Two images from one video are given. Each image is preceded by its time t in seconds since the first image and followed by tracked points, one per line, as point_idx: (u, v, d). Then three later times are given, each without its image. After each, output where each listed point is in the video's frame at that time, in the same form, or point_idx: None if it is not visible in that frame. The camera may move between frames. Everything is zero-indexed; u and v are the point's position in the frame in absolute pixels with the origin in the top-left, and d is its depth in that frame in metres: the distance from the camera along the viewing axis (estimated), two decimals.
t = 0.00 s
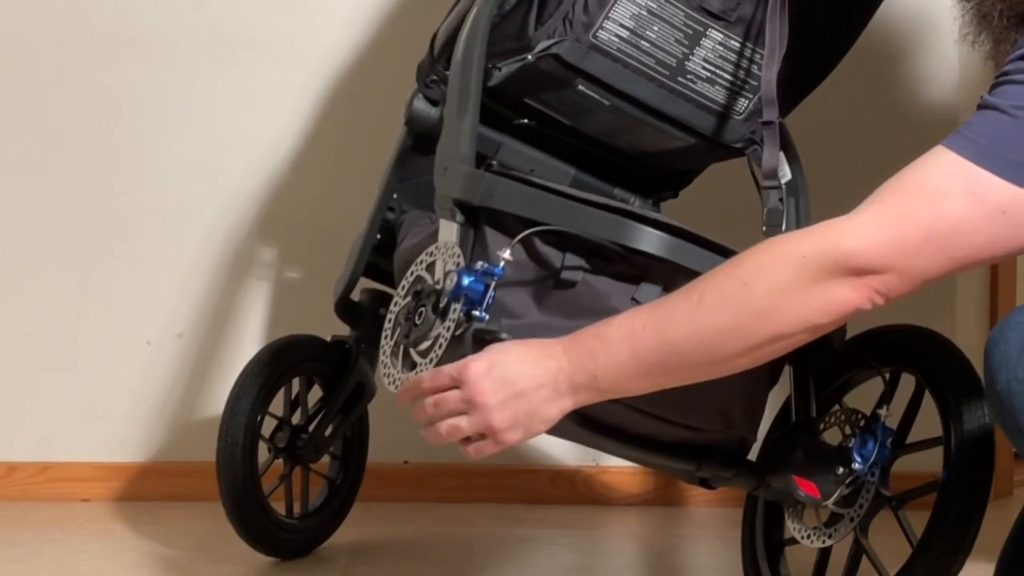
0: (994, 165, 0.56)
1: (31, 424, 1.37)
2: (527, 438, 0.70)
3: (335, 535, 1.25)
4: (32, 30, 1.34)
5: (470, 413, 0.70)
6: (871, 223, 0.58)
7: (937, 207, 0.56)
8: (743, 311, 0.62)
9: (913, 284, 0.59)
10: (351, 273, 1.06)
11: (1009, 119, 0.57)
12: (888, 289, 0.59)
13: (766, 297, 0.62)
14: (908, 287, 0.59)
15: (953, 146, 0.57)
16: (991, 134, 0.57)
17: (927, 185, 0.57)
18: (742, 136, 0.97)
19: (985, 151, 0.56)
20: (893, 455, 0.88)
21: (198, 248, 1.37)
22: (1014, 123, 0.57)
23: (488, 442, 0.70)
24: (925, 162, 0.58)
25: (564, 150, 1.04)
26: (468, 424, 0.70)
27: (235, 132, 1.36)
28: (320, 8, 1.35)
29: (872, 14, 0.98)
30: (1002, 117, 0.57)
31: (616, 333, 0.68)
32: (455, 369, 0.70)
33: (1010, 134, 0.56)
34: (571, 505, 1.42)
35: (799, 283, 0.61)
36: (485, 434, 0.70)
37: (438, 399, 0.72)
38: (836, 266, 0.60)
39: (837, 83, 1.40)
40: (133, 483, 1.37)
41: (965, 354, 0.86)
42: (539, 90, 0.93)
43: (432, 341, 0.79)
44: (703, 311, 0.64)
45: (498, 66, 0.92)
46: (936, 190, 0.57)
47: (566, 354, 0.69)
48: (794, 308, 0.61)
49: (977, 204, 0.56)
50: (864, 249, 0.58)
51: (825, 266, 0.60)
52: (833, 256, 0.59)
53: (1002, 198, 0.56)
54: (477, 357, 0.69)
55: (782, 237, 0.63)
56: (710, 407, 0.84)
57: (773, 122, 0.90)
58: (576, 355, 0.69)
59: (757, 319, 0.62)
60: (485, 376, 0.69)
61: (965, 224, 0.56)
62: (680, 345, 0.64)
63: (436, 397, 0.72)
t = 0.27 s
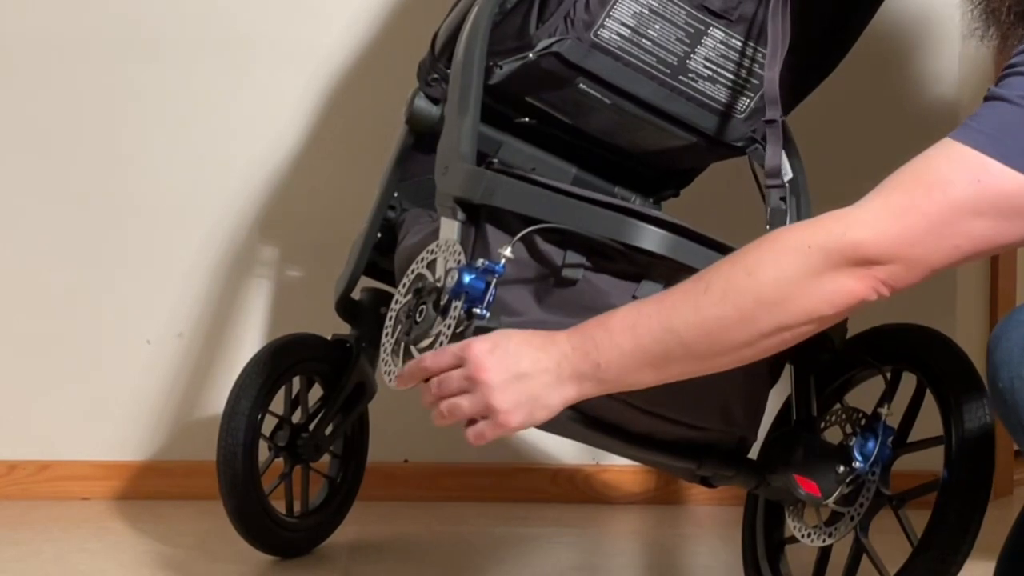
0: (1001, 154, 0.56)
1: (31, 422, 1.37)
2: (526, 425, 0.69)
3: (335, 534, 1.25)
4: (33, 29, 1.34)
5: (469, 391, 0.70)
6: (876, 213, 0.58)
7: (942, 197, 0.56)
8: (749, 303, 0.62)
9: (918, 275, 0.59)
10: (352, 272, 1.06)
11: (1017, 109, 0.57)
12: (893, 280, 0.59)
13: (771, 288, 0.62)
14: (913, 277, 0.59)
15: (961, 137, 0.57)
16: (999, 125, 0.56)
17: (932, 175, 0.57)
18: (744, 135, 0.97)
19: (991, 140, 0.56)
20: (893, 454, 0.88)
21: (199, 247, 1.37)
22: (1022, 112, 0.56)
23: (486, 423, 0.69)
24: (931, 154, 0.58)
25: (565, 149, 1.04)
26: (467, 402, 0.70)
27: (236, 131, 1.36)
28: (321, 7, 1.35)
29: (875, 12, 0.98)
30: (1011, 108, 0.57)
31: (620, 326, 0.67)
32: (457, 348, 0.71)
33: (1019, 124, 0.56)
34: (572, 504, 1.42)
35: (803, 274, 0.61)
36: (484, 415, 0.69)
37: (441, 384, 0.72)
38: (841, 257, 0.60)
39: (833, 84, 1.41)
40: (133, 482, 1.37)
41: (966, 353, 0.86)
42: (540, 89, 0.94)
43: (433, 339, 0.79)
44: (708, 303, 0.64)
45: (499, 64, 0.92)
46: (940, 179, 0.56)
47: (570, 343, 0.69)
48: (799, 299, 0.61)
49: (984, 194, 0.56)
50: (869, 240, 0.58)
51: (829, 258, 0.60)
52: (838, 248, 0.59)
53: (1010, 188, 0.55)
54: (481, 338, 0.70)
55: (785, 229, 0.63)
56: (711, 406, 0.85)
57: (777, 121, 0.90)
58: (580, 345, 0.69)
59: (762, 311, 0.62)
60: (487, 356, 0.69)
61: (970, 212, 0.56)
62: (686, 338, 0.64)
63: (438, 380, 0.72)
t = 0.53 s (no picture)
0: (1006, 154, 0.55)
1: (31, 422, 1.37)
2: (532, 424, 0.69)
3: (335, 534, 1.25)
4: (33, 29, 1.34)
5: (476, 408, 0.67)
6: (887, 214, 0.57)
7: (952, 198, 0.55)
8: (760, 306, 0.60)
9: (926, 273, 0.58)
10: (352, 272, 1.06)
11: None
12: (902, 279, 0.58)
13: (782, 290, 0.59)
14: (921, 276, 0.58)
15: (966, 135, 0.57)
16: (1006, 123, 0.56)
17: (943, 174, 0.56)
18: (745, 135, 0.97)
19: (996, 138, 0.56)
20: (893, 454, 0.88)
21: (198, 247, 1.37)
22: None
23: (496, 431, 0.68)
24: (936, 152, 0.57)
25: (565, 148, 1.04)
26: (476, 416, 0.68)
27: (235, 130, 1.36)
28: (321, 7, 1.35)
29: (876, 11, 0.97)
30: (1019, 107, 0.57)
31: (629, 327, 0.64)
32: (461, 369, 0.66)
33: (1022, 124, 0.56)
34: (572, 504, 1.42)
35: (814, 275, 0.59)
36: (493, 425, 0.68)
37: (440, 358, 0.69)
38: (852, 258, 0.58)
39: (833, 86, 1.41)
40: (133, 481, 1.37)
41: (966, 353, 0.86)
42: (540, 89, 0.94)
43: (432, 339, 0.79)
44: (718, 305, 0.61)
45: (499, 63, 0.92)
46: (949, 179, 0.56)
47: (577, 349, 0.65)
48: (809, 301, 0.59)
49: (992, 193, 0.55)
50: (881, 241, 0.57)
51: (840, 258, 0.58)
52: (850, 249, 0.58)
53: (1017, 188, 0.55)
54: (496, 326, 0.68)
55: (794, 227, 0.61)
56: (711, 406, 0.85)
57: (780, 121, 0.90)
58: (589, 350, 0.65)
59: (774, 313, 0.60)
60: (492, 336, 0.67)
61: (979, 215, 0.55)
62: (696, 341, 0.62)
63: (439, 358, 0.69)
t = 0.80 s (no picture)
0: (1010, 148, 0.54)
1: (31, 421, 1.37)
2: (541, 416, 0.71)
3: (335, 534, 1.25)
4: (32, 28, 1.33)
5: (483, 410, 0.70)
6: (889, 206, 0.56)
7: (954, 192, 0.54)
8: (760, 297, 0.60)
9: (929, 268, 0.56)
10: (351, 272, 1.05)
11: None
12: (904, 274, 0.57)
13: (782, 281, 0.59)
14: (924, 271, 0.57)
15: (967, 128, 0.55)
16: (1013, 119, 0.54)
17: (944, 168, 0.55)
18: (744, 133, 0.97)
19: (999, 132, 0.54)
20: (893, 453, 0.88)
21: (198, 246, 1.37)
22: None
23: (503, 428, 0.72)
24: (939, 146, 0.56)
25: (564, 147, 1.04)
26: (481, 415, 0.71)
27: (235, 129, 1.36)
28: (321, 6, 1.35)
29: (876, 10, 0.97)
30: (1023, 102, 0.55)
31: (630, 319, 0.64)
32: (457, 371, 0.70)
33: None
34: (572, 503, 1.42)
35: (815, 267, 0.58)
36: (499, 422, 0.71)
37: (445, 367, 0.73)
38: (854, 251, 0.57)
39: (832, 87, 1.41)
40: (133, 481, 1.37)
41: (966, 353, 0.85)
42: (539, 88, 0.93)
43: (433, 338, 0.79)
44: (719, 295, 0.61)
45: (498, 63, 0.92)
46: (951, 172, 0.54)
47: (578, 341, 0.67)
48: (809, 293, 0.59)
49: (994, 188, 0.54)
50: (882, 234, 0.56)
51: (841, 250, 0.57)
52: (851, 241, 0.57)
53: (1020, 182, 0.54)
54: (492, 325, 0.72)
55: (800, 220, 0.60)
56: (711, 405, 0.85)
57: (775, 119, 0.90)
58: (590, 342, 0.66)
59: (773, 304, 0.59)
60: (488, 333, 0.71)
61: (980, 210, 0.54)
62: (696, 331, 0.62)
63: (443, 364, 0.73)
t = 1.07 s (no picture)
0: (1015, 148, 0.54)
1: (31, 422, 1.37)
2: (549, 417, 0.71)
3: (335, 534, 1.25)
4: (33, 28, 1.33)
5: (491, 413, 0.69)
6: (892, 206, 0.56)
7: (957, 190, 0.54)
8: (763, 296, 0.59)
9: (933, 268, 0.57)
10: (350, 272, 1.05)
11: None
12: (908, 274, 0.57)
13: (786, 280, 0.59)
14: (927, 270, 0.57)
15: (971, 127, 0.55)
16: (1013, 115, 0.55)
17: (946, 167, 0.55)
18: (745, 134, 0.97)
19: (1002, 131, 0.54)
20: (893, 454, 0.88)
21: (198, 247, 1.37)
22: None
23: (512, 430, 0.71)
24: (942, 146, 0.56)
25: (564, 147, 1.04)
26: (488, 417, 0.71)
27: (235, 130, 1.36)
28: (321, 7, 1.35)
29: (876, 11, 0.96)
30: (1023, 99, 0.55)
31: (633, 316, 0.64)
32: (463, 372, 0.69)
33: None
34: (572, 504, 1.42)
35: (819, 266, 0.58)
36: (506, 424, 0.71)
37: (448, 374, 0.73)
38: (858, 250, 0.57)
39: (828, 92, 1.42)
40: (133, 481, 1.37)
41: (965, 353, 0.85)
42: (539, 89, 0.93)
43: (433, 340, 0.79)
44: (722, 293, 0.61)
45: (498, 63, 0.92)
46: (954, 172, 0.54)
47: (581, 339, 0.67)
48: (812, 292, 0.59)
49: (996, 187, 0.54)
50: (886, 234, 0.56)
51: (844, 250, 0.57)
52: (855, 241, 0.57)
53: None
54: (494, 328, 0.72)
55: (802, 218, 0.60)
56: (711, 405, 0.85)
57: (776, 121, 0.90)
58: (592, 340, 0.66)
59: (777, 303, 0.59)
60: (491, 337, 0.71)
61: (984, 208, 0.54)
62: (700, 329, 0.62)
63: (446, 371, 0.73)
